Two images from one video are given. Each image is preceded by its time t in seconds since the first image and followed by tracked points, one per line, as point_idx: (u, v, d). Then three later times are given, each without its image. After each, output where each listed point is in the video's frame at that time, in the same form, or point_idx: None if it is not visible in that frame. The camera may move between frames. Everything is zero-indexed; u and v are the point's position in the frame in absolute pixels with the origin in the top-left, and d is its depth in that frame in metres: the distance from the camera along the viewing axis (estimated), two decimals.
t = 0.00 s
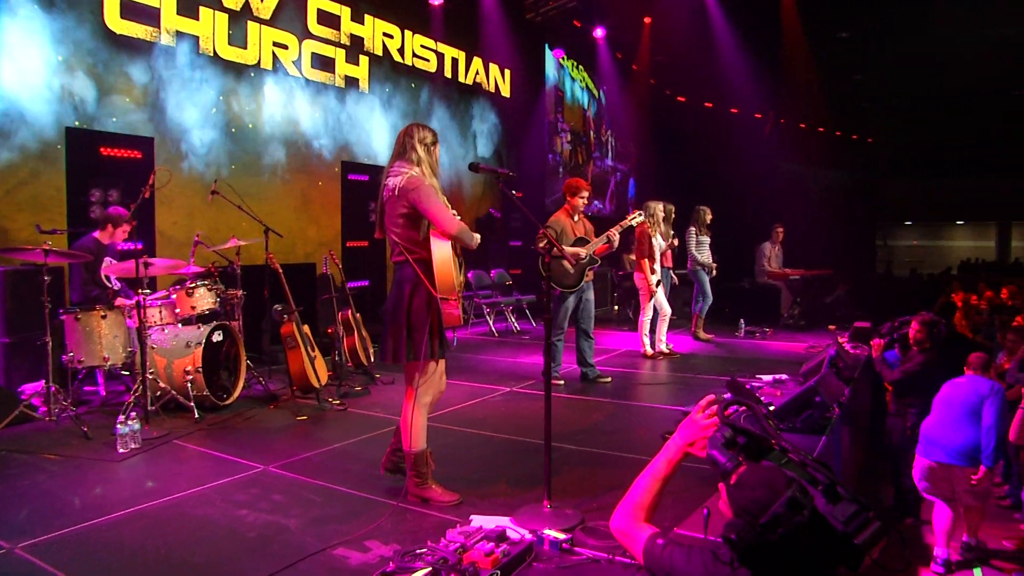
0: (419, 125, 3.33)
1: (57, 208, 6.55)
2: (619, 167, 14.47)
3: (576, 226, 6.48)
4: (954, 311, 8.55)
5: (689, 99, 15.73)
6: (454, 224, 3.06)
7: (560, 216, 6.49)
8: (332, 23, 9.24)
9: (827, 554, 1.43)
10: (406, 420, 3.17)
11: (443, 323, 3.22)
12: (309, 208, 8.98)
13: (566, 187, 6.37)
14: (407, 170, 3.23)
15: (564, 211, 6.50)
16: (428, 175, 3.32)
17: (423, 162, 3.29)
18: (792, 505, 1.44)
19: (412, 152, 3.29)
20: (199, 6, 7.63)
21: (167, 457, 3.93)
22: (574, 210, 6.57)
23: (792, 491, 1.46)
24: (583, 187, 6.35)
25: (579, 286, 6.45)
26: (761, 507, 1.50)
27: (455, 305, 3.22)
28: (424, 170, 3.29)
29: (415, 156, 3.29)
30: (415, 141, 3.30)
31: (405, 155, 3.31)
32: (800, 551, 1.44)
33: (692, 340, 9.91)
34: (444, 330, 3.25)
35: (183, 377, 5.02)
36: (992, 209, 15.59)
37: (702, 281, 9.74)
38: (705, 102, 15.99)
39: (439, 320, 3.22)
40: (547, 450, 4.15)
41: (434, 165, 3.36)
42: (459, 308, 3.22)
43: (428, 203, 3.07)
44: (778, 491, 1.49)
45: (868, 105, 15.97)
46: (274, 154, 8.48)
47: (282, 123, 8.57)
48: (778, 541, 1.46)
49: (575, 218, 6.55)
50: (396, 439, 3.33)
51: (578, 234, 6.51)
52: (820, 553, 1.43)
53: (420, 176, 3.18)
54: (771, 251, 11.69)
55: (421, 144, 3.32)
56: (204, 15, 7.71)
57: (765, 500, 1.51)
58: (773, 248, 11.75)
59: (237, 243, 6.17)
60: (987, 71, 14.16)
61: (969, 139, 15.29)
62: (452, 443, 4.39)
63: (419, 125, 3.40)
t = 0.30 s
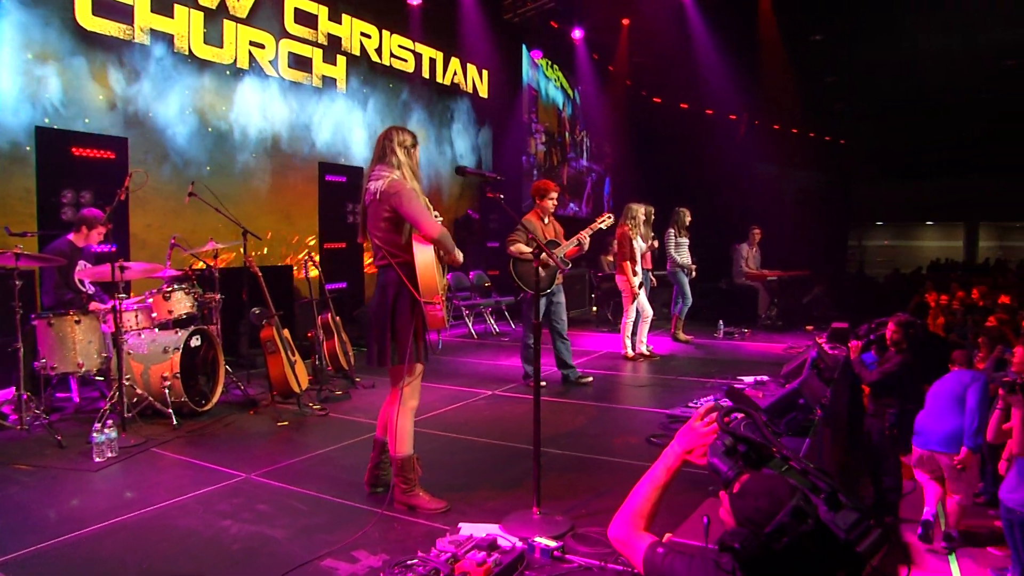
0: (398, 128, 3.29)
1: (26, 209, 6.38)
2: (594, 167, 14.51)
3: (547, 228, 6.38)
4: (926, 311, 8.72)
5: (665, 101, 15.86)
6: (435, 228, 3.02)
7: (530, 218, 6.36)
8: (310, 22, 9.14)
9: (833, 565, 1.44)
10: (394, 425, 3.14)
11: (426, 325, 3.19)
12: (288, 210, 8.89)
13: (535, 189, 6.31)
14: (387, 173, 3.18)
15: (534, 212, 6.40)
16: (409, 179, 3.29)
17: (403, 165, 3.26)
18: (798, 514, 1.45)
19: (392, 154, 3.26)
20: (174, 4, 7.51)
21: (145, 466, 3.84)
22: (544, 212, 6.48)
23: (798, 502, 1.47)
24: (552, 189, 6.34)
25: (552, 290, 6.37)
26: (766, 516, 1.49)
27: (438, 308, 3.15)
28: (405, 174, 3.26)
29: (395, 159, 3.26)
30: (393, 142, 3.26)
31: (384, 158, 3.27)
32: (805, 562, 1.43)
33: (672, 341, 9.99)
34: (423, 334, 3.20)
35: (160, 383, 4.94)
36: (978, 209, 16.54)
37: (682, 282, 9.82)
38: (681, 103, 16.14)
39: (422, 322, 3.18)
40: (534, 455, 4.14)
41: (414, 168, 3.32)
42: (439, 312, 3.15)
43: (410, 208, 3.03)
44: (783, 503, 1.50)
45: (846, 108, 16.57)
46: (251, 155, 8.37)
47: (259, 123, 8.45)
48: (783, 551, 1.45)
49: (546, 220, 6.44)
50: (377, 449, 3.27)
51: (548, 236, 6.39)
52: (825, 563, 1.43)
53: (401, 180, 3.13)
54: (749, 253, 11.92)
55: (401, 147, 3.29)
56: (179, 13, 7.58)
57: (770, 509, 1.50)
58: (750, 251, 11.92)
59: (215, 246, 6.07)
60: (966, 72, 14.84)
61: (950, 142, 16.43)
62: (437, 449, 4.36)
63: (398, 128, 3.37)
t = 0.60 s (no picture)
0: (376, 133, 3.26)
1: None
2: (571, 167, 14.56)
3: (525, 230, 6.25)
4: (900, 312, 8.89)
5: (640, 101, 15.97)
6: (412, 233, 3.02)
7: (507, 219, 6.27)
8: (287, 21, 9.03)
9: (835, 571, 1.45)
10: (383, 429, 3.08)
11: (403, 329, 3.14)
12: (266, 211, 8.79)
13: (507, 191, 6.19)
14: (365, 177, 3.15)
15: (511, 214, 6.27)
16: (388, 183, 3.26)
17: (382, 169, 3.22)
18: (801, 521, 1.47)
19: (371, 157, 3.23)
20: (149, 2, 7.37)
21: (123, 475, 3.75)
22: (521, 212, 6.35)
23: (802, 508, 1.50)
24: (525, 189, 6.18)
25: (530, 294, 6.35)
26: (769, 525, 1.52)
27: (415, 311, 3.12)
28: (384, 178, 3.23)
29: (374, 164, 3.23)
30: (372, 146, 3.23)
31: (363, 163, 3.24)
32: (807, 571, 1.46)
33: (653, 342, 10.05)
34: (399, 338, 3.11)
35: (138, 389, 4.84)
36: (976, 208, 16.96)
37: (663, 283, 9.88)
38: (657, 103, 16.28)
39: (399, 325, 3.12)
40: (520, 459, 4.13)
41: (393, 172, 3.29)
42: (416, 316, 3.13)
43: (388, 211, 3.01)
44: (786, 510, 1.53)
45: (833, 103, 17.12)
46: (229, 155, 8.26)
47: (236, 123, 8.34)
48: (786, 559, 1.47)
49: (523, 221, 6.31)
50: (357, 457, 3.24)
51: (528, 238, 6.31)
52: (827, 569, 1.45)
53: (379, 185, 3.11)
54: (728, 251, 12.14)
55: (380, 151, 3.25)
56: (153, 10, 7.44)
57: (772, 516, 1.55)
58: (729, 250, 12.15)
59: (193, 248, 5.97)
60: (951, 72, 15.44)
61: (948, 142, 16.89)
62: (422, 453, 4.33)
63: (377, 133, 3.34)
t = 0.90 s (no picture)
0: (357, 136, 3.21)
1: None
2: (548, 166, 14.55)
3: (510, 230, 6.22)
4: (876, 310, 9.03)
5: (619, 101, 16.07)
6: (386, 239, 2.95)
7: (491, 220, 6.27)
8: (265, 18, 8.91)
9: None
10: (368, 434, 3.04)
11: (374, 335, 3.04)
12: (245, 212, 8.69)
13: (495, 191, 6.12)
14: (343, 180, 3.10)
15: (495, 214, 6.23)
16: (368, 187, 3.20)
17: (362, 172, 3.17)
18: (802, 527, 1.48)
19: (350, 161, 3.17)
20: None
21: (103, 483, 3.67)
22: (505, 213, 6.32)
23: (801, 514, 1.50)
24: (512, 191, 6.16)
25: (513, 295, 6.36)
26: (770, 531, 1.53)
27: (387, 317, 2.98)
28: (363, 182, 3.17)
29: (352, 167, 3.17)
30: (352, 150, 3.17)
31: (342, 165, 3.18)
32: None
33: (634, 341, 10.11)
34: (376, 344, 3.05)
35: (117, 393, 4.77)
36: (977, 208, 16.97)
37: (644, 283, 9.93)
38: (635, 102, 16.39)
39: (372, 332, 3.04)
40: (506, 463, 4.12)
41: (373, 176, 3.24)
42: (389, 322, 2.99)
43: (364, 216, 2.95)
44: (786, 515, 1.54)
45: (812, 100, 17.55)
46: (206, 154, 8.14)
47: (213, 122, 8.22)
48: (788, 564, 1.48)
49: (507, 221, 6.27)
50: (342, 461, 3.19)
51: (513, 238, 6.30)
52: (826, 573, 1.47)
53: (358, 189, 3.05)
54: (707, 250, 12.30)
55: (361, 155, 3.20)
56: (129, 6, 7.30)
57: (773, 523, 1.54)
58: (709, 249, 12.31)
59: (173, 250, 5.88)
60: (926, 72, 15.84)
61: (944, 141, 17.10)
62: (407, 457, 4.30)
63: (358, 135, 3.28)
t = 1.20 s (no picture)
0: (338, 133, 3.15)
1: None
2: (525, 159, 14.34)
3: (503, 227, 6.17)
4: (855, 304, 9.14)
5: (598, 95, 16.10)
6: (365, 236, 2.87)
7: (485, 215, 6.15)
8: (244, 10, 8.77)
9: None
10: (353, 435, 3.01)
11: (355, 335, 3.00)
12: (224, 207, 8.58)
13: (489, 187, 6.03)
14: (322, 178, 3.05)
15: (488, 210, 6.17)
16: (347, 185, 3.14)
17: (340, 170, 3.10)
18: (803, 528, 1.48)
19: (327, 159, 3.12)
20: None
21: (86, 486, 3.61)
22: (499, 210, 6.21)
23: (801, 515, 1.51)
24: (506, 187, 6.01)
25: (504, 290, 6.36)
26: (770, 533, 1.52)
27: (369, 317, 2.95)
28: (341, 179, 3.11)
29: (329, 166, 3.11)
30: (331, 147, 3.12)
31: (322, 163, 3.12)
32: None
33: (618, 336, 10.16)
34: (357, 343, 3.00)
35: (99, 394, 4.66)
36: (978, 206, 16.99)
37: (627, 278, 9.96)
38: (615, 96, 16.43)
39: (354, 333, 2.99)
40: (496, 460, 4.12)
41: (353, 173, 3.17)
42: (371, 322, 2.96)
43: (341, 215, 2.88)
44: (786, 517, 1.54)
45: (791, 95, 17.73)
46: (186, 150, 8.03)
47: (193, 115, 8.09)
48: (789, 566, 1.48)
49: (500, 218, 6.22)
50: (331, 462, 3.16)
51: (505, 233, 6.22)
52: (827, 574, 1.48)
53: (337, 187, 2.99)
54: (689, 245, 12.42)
55: (339, 152, 3.14)
56: None
57: (775, 525, 1.53)
58: (691, 244, 12.43)
59: (154, 246, 5.78)
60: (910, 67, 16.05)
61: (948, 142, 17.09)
62: (396, 455, 4.28)
63: (338, 132, 3.22)
